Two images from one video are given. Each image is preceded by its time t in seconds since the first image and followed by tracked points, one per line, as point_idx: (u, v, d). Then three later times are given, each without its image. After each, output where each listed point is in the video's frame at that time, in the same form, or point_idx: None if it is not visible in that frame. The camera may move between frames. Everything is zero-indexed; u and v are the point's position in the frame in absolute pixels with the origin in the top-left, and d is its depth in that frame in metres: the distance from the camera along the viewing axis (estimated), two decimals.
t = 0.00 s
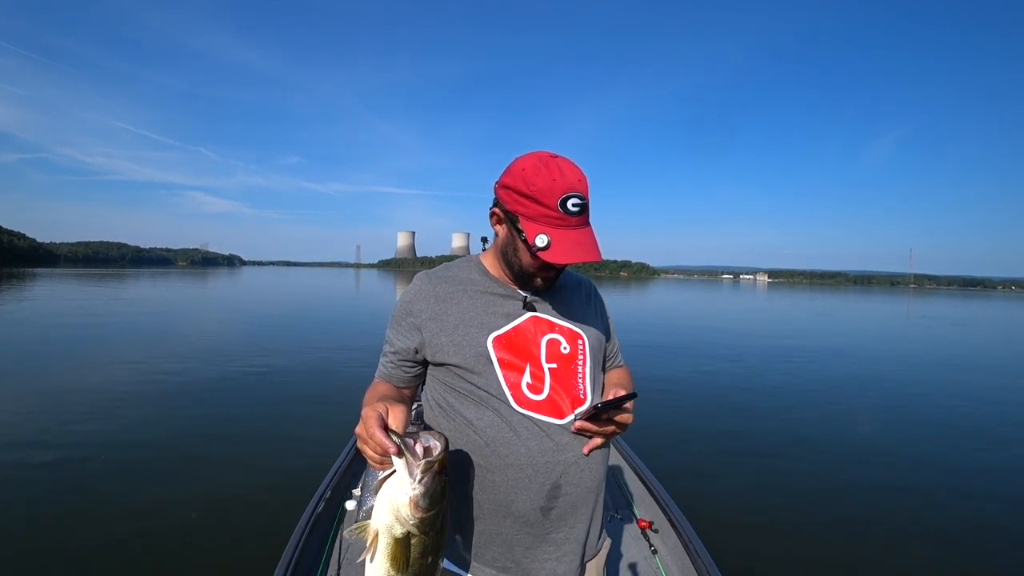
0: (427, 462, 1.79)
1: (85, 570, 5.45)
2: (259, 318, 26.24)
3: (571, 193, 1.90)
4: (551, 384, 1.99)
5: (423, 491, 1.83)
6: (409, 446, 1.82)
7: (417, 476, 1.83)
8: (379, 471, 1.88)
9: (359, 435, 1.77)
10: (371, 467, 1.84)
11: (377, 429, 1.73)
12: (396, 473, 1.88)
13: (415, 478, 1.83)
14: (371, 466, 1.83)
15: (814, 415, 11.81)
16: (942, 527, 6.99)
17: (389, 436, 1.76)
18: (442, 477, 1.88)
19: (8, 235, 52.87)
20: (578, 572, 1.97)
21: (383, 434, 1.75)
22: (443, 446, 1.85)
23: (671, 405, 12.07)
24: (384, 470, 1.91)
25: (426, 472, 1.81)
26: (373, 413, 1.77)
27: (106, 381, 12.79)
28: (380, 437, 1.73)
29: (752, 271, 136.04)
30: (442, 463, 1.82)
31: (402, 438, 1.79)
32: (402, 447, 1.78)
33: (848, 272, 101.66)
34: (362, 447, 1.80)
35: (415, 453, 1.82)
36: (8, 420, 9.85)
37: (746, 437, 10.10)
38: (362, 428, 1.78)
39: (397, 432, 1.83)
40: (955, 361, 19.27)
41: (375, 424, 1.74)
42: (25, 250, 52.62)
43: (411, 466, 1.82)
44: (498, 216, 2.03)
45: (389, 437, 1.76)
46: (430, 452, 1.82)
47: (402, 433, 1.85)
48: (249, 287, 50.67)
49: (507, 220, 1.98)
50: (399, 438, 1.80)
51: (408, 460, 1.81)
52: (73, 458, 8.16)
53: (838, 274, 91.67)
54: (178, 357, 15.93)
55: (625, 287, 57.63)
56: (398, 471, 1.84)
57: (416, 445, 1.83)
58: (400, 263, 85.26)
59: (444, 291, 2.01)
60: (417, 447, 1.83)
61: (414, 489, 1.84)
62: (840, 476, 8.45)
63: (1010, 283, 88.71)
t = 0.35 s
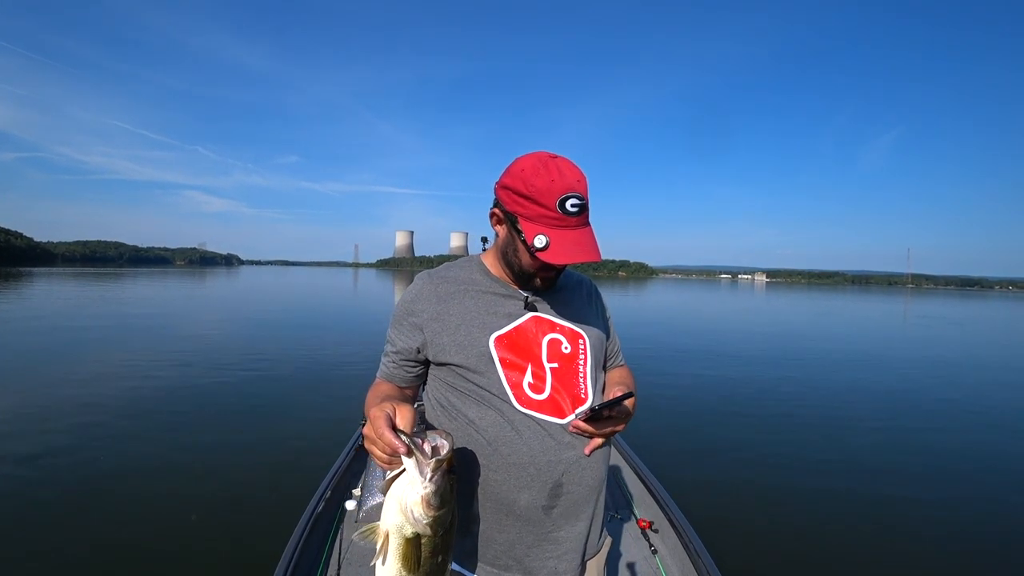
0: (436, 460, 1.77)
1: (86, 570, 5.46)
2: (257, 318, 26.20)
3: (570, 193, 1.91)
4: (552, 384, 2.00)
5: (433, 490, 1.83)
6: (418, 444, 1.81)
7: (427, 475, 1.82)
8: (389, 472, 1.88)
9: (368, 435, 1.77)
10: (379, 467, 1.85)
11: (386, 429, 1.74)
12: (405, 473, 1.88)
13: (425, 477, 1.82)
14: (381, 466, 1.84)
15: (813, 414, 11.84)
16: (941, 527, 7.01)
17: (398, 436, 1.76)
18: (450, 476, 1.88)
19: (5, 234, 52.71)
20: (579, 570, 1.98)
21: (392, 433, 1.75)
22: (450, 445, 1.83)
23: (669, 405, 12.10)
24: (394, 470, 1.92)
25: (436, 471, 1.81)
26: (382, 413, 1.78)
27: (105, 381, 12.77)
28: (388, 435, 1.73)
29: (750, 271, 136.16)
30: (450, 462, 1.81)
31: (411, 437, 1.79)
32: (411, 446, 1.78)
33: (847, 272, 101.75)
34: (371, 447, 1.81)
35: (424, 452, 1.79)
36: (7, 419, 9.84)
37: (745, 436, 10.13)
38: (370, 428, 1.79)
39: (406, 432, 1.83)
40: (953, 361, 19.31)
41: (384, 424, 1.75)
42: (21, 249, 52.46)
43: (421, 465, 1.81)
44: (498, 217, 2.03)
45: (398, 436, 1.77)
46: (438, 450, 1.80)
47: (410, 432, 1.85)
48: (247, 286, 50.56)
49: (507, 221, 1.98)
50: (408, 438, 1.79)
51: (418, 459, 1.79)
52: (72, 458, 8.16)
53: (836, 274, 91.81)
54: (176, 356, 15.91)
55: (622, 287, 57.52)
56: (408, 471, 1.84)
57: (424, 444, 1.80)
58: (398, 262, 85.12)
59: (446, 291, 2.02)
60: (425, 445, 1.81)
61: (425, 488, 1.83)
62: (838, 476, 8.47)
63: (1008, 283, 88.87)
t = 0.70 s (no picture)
0: (442, 462, 1.80)
1: (86, 569, 5.47)
2: (256, 317, 26.16)
3: (571, 187, 1.95)
4: (551, 381, 2.02)
5: (438, 490, 1.85)
6: (424, 445, 1.82)
7: (432, 475, 1.83)
8: (393, 471, 1.89)
9: (374, 435, 1.78)
10: (385, 467, 1.86)
11: (393, 431, 1.74)
12: (410, 473, 1.90)
13: (430, 477, 1.84)
14: (386, 467, 1.85)
15: (812, 414, 11.86)
16: (940, 527, 7.03)
17: (404, 437, 1.77)
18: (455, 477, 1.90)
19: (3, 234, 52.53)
20: (580, 566, 2.00)
21: (399, 434, 1.76)
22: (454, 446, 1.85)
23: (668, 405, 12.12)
24: (397, 470, 1.93)
25: (441, 471, 1.82)
26: (387, 414, 1.79)
27: (104, 380, 12.76)
28: (396, 435, 1.74)
29: (748, 271, 136.28)
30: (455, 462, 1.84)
31: (417, 438, 1.80)
32: (417, 447, 1.78)
33: (846, 271, 101.77)
34: (376, 448, 1.82)
35: (430, 452, 1.81)
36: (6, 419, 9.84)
37: (744, 436, 10.17)
38: (376, 428, 1.80)
39: (411, 432, 1.84)
40: (952, 361, 19.32)
41: (390, 425, 1.76)
42: (20, 248, 52.29)
43: (427, 466, 1.82)
44: (497, 216, 2.04)
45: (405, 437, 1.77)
46: (443, 451, 1.82)
47: (416, 433, 1.86)
48: (245, 286, 50.43)
49: (507, 219, 1.99)
50: (414, 438, 1.80)
51: (424, 460, 1.81)
52: (71, 458, 8.16)
53: (835, 274, 91.88)
54: (175, 356, 15.89)
55: (620, 287, 57.34)
56: (413, 471, 1.85)
57: (430, 445, 1.81)
58: (397, 262, 85.04)
59: (443, 291, 2.04)
60: (430, 445, 1.82)
61: (430, 488, 1.85)
62: (837, 476, 8.49)
63: (1007, 283, 89.01)
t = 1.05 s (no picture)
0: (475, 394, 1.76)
1: (85, 569, 5.48)
2: (255, 318, 26.15)
3: (560, 180, 1.96)
4: (547, 378, 2.02)
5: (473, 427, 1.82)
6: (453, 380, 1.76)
7: (466, 412, 1.79)
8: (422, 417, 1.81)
9: (401, 377, 1.69)
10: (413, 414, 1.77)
11: (426, 365, 1.67)
12: (440, 415, 1.84)
13: (464, 414, 1.80)
14: (415, 412, 1.77)
15: (810, 414, 11.88)
16: (939, 527, 7.05)
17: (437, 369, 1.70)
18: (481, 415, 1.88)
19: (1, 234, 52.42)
20: (579, 562, 2.00)
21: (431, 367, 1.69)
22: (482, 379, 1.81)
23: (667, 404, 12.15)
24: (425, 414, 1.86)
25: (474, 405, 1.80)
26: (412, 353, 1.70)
27: (103, 380, 12.77)
28: (431, 372, 1.68)
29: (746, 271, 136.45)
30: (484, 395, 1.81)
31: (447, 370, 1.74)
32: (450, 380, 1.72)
33: (844, 271, 101.91)
34: (402, 391, 1.71)
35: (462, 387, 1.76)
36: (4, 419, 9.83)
37: (742, 436, 10.19)
38: (401, 371, 1.70)
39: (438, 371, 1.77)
40: (950, 361, 19.34)
41: (419, 361, 1.68)
42: (17, 249, 52.16)
43: (460, 403, 1.78)
44: (489, 219, 2.03)
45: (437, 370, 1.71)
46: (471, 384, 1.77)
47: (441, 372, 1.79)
48: (244, 286, 50.37)
49: (500, 220, 1.98)
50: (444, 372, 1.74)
51: (457, 396, 1.76)
52: (70, 458, 8.16)
53: (833, 274, 92.01)
54: (174, 356, 15.89)
55: (618, 287, 57.33)
56: (445, 411, 1.80)
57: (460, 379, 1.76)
58: (395, 262, 85.00)
59: (441, 290, 2.04)
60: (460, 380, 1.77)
61: (464, 426, 1.81)
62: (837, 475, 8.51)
63: (1005, 283, 89.37)
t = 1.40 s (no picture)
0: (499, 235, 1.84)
1: (85, 569, 5.48)
2: (254, 318, 26.14)
3: (552, 176, 1.98)
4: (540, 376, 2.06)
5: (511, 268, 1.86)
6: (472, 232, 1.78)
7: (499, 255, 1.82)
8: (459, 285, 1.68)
9: (437, 238, 1.59)
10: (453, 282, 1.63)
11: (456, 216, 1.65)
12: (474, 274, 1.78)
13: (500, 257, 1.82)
14: (457, 279, 1.63)
15: (809, 414, 11.92)
16: (938, 526, 7.08)
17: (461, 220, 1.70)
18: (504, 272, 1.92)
19: None
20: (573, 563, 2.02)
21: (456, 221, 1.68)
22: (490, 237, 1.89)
23: (667, 405, 12.18)
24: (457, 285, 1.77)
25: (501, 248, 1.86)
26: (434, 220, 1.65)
27: (102, 380, 12.76)
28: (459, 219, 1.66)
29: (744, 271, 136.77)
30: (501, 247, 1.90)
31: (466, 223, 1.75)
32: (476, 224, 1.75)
33: (843, 272, 102.10)
34: (441, 257, 1.59)
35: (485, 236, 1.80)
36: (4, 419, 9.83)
37: (741, 435, 10.22)
38: (432, 238, 1.59)
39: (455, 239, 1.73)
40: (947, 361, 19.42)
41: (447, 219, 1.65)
42: (15, 249, 52.01)
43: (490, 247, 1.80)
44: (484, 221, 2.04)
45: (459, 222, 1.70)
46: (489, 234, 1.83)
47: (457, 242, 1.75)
48: (242, 286, 50.34)
49: (497, 221, 1.99)
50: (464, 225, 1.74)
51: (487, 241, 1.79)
52: (70, 458, 8.16)
53: (830, 274, 92.25)
54: (173, 356, 15.89)
55: (616, 288, 57.39)
56: (482, 261, 1.77)
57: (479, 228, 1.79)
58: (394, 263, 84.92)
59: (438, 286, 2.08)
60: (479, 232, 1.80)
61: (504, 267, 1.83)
62: (836, 475, 8.54)
63: (1002, 283, 89.69)
